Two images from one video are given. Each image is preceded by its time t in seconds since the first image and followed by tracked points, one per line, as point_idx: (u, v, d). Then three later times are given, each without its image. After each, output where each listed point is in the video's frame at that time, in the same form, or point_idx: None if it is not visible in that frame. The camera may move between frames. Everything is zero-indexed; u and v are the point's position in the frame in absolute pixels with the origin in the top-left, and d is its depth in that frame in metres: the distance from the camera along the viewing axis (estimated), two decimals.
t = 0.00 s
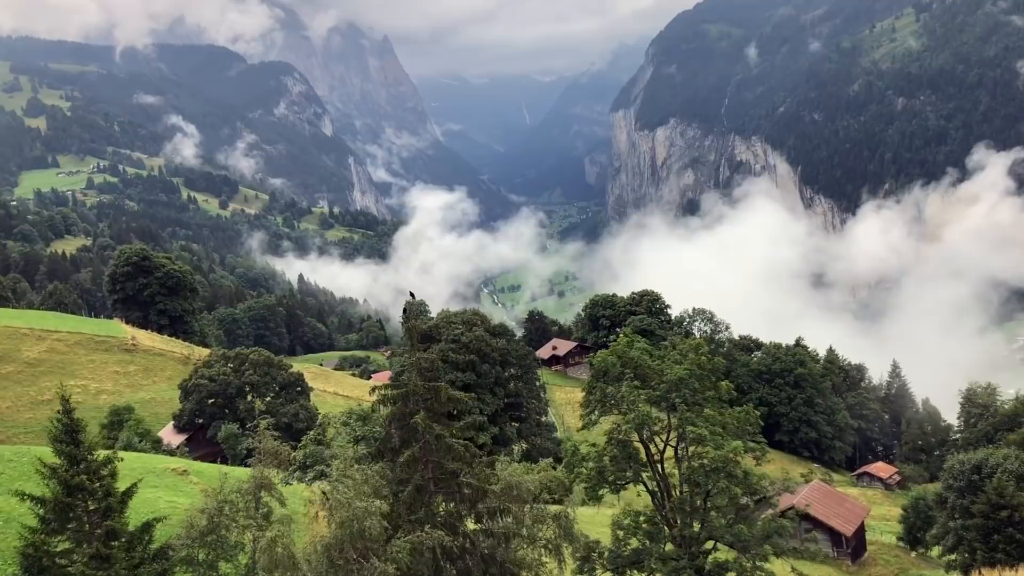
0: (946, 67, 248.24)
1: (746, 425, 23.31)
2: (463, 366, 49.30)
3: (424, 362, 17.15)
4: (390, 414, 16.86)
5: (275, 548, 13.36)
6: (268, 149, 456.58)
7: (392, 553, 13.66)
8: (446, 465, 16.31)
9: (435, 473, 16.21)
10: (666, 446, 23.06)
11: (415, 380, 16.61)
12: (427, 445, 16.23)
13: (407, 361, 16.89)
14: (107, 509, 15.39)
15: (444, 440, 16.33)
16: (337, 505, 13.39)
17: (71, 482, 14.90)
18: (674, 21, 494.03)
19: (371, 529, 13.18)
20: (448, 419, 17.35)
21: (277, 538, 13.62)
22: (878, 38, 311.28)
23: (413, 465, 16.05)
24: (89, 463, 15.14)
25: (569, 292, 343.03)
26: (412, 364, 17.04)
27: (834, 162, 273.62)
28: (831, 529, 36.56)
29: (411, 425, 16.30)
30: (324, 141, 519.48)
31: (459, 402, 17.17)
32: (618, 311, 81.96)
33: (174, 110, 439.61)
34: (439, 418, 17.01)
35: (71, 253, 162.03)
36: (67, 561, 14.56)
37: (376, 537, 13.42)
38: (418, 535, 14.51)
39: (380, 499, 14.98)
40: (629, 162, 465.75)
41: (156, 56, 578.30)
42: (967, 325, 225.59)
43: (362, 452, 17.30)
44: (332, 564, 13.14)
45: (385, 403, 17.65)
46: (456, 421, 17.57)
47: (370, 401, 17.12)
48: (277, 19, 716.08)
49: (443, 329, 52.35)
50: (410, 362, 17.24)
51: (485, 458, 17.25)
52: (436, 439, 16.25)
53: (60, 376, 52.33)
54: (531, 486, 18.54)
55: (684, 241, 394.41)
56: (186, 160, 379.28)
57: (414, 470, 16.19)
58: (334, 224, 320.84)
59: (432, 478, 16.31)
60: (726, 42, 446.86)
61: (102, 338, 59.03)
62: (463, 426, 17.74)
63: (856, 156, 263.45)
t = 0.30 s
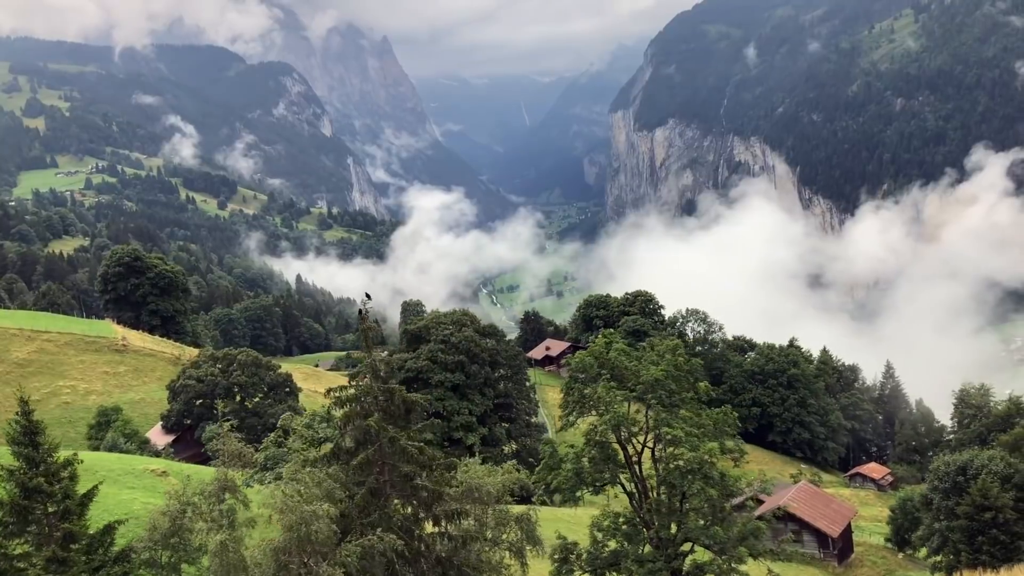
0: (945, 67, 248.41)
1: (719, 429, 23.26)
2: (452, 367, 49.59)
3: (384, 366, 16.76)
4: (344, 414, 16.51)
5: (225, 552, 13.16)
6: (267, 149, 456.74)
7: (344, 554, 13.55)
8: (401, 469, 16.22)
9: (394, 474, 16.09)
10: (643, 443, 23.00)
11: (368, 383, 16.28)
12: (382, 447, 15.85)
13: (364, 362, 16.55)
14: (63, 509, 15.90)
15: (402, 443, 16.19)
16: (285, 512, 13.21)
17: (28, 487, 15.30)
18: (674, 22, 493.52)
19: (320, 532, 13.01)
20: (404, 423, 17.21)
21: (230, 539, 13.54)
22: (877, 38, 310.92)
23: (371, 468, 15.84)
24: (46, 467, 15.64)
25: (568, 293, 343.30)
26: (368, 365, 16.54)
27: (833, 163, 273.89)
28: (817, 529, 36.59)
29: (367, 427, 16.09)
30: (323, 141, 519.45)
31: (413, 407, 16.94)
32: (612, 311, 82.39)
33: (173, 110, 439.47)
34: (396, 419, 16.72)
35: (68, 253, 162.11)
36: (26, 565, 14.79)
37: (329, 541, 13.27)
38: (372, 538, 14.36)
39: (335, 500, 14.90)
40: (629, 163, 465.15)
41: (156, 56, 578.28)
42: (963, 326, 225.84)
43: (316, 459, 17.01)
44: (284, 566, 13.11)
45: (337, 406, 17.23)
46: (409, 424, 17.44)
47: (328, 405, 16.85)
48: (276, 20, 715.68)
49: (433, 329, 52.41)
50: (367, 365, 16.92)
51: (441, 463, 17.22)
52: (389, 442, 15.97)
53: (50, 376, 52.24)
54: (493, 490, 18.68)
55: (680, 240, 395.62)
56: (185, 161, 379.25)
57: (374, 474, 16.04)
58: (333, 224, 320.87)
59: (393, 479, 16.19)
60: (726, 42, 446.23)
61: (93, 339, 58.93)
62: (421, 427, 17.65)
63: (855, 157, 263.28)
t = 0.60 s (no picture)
0: (943, 69, 248.47)
1: (693, 431, 23.14)
2: (441, 368, 49.55)
3: (341, 369, 16.43)
4: (299, 418, 16.13)
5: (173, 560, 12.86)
6: (265, 151, 456.99)
7: (293, 560, 13.29)
8: (358, 473, 16.09)
9: (351, 476, 15.95)
10: (618, 445, 22.89)
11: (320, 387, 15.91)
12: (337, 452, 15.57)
13: (320, 365, 16.18)
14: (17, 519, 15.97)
15: (356, 448, 16.00)
16: (230, 516, 12.90)
17: None
18: (672, 23, 493.73)
19: (266, 537, 12.74)
20: (361, 428, 16.94)
21: (180, 546, 13.24)
22: (875, 40, 310.82)
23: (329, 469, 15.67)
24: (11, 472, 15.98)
25: (565, 294, 343.44)
26: (322, 368, 16.14)
27: (831, 164, 273.19)
28: (803, 531, 36.59)
29: (323, 430, 15.86)
30: (321, 142, 519.72)
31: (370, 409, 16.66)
32: (605, 312, 82.25)
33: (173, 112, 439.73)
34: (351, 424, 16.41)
35: (65, 254, 162.03)
36: None
37: (278, 547, 13.01)
38: (325, 543, 14.15)
39: (288, 507, 14.80)
40: (627, 164, 465.02)
41: (155, 57, 578.84)
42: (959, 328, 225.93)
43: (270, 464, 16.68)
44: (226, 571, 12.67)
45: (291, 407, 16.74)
46: (368, 429, 17.21)
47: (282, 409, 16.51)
48: (275, 21, 715.98)
49: (422, 331, 52.22)
50: (323, 365, 16.56)
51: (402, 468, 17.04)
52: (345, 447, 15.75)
53: (38, 378, 51.99)
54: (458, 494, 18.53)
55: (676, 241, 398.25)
56: (183, 162, 379.27)
57: (331, 479, 15.84)
58: (331, 226, 321.26)
59: (351, 484, 16.01)
60: (724, 44, 446.22)
61: (82, 340, 58.80)
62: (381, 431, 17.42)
63: (853, 158, 262.66)
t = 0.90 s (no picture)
0: (941, 71, 248.59)
1: (670, 434, 22.96)
2: (429, 371, 49.42)
3: (297, 370, 16.08)
4: (250, 423, 15.64)
5: (117, 569, 12.44)
6: (264, 153, 456.93)
7: (241, 564, 12.87)
8: (309, 478, 15.42)
9: (302, 484, 15.29)
10: (595, 448, 22.72)
11: (274, 388, 15.47)
12: (289, 457, 15.14)
13: (274, 366, 15.73)
14: None
15: (309, 454, 15.42)
16: (176, 519, 12.61)
17: None
18: (671, 24, 494.35)
19: (211, 543, 12.29)
20: (322, 430, 16.57)
21: (124, 551, 12.88)
22: (873, 42, 310.76)
23: (278, 473, 15.12)
24: None
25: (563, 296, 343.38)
26: (276, 369, 15.65)
27: (829, 166, 272.98)
28: (790, 534, 36.39)
29: (273, 435, 15.17)
30: (320, 144, 519.88)
31: (325, 412, 16.25)
32: (598, 314, 82.32)
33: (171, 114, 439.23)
34: (305, 428, 15.98)
35: (61, 257, 161.73)
36: None
37: (224, 554, 12.56)
38: (276, 551, 13.76)
39: (241, 512, 14.44)
40: (626, 166, 464.97)
41: (153, 59, 579.00)
42: (955, 330, 226.55)
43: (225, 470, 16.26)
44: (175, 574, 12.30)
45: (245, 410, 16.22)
46: (328, 432, 16.84)
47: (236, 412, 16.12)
48: (274, 23, 716.39)
49: (411, 333, 52.17)
50: (282, 367, 16.21)
51: (362, 474, 16.82)
52: (295, 452, 15.25)
53: (26, 381, 51.76)
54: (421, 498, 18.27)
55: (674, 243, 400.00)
56: (181, 164, 379.02)
57: (285, 484, 15.43)
58: (329, 228, 321.19)
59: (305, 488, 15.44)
60: (722, 46, 446.27)
61: (72, 343, 58.65)
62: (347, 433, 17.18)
63: (851, 160, 262.57)
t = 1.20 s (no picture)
0: (938, 73, 248.88)
1: (646, 438, 22.82)
2: (418, 374, 49.35)
3: (250, 376, 16.04)
4: (199, 429, 15.47)
5: None
6: (262, 155, 456.91)
7: (185, 570, 13.00)
8: (262, 482, 15.34)
9: (255, 485, 15.24)
10: (573, 449, 22.53)
11: (227, 394, 15.41)
12: (241, 461, 15.09)
13: (228, 371, 15.68)
14: None
15: (263, 455, 15.35)
16: (119, 528, 12.64)
17: None
18: (669, 26, 495.05)
19: (153, 550, 12.30)
20: (279, 436, 16.58)
21: (72, 558, 12.98)
22: (871, 44, 311.10)
23: (229, 477, 15.05)
24: None
25: (561, 297, 343.34)
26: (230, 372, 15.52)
27: (827, 168, 273.01)
28: (776, 536, 36.27)
29: (225, 439, 15.14)
30: (318, 146, 520.17)
31: (278, 418, 16.06)
32: (592, 316, 82.28)
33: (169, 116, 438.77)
34: (261, 434, 15.88)
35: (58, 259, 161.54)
36: None
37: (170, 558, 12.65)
38: (223, 559, 13.69)
39: (187, 517, 14.40)
40: (624, 168, 465.26)
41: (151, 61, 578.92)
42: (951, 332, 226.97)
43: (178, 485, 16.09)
44: None
45: (194, 417, 16.13)
46: (287, 438, 16.84)
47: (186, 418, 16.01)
48: (273, 26, 716.50)
49: (400, 336, 52.05)
50: (235, 373, 16.16)
51: (319, 478, 16.81)
52: (246, 457, 15.13)
53: (14, 384, 51.69)
54: (384, 503, 18.07)
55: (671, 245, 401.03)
56: (179, 166, 378.70)
57: (239, 489, 15.46)
58: (327, 230, 321.20)
59: (257, 491, 15.44)
60: (721, 48, 446.81)
61: (61, 345, 58.55)
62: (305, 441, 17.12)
63: (850, 162, 262.63)
